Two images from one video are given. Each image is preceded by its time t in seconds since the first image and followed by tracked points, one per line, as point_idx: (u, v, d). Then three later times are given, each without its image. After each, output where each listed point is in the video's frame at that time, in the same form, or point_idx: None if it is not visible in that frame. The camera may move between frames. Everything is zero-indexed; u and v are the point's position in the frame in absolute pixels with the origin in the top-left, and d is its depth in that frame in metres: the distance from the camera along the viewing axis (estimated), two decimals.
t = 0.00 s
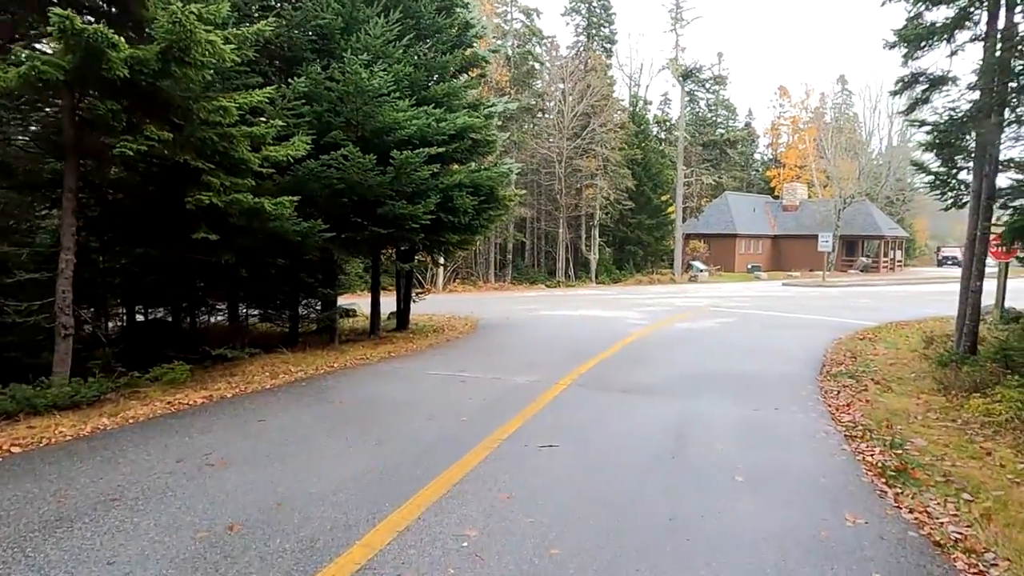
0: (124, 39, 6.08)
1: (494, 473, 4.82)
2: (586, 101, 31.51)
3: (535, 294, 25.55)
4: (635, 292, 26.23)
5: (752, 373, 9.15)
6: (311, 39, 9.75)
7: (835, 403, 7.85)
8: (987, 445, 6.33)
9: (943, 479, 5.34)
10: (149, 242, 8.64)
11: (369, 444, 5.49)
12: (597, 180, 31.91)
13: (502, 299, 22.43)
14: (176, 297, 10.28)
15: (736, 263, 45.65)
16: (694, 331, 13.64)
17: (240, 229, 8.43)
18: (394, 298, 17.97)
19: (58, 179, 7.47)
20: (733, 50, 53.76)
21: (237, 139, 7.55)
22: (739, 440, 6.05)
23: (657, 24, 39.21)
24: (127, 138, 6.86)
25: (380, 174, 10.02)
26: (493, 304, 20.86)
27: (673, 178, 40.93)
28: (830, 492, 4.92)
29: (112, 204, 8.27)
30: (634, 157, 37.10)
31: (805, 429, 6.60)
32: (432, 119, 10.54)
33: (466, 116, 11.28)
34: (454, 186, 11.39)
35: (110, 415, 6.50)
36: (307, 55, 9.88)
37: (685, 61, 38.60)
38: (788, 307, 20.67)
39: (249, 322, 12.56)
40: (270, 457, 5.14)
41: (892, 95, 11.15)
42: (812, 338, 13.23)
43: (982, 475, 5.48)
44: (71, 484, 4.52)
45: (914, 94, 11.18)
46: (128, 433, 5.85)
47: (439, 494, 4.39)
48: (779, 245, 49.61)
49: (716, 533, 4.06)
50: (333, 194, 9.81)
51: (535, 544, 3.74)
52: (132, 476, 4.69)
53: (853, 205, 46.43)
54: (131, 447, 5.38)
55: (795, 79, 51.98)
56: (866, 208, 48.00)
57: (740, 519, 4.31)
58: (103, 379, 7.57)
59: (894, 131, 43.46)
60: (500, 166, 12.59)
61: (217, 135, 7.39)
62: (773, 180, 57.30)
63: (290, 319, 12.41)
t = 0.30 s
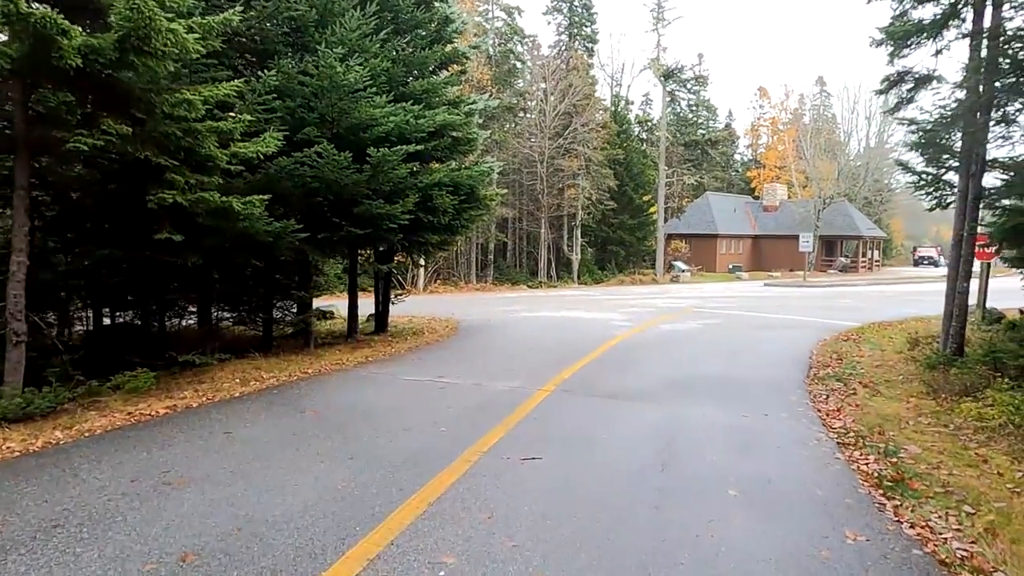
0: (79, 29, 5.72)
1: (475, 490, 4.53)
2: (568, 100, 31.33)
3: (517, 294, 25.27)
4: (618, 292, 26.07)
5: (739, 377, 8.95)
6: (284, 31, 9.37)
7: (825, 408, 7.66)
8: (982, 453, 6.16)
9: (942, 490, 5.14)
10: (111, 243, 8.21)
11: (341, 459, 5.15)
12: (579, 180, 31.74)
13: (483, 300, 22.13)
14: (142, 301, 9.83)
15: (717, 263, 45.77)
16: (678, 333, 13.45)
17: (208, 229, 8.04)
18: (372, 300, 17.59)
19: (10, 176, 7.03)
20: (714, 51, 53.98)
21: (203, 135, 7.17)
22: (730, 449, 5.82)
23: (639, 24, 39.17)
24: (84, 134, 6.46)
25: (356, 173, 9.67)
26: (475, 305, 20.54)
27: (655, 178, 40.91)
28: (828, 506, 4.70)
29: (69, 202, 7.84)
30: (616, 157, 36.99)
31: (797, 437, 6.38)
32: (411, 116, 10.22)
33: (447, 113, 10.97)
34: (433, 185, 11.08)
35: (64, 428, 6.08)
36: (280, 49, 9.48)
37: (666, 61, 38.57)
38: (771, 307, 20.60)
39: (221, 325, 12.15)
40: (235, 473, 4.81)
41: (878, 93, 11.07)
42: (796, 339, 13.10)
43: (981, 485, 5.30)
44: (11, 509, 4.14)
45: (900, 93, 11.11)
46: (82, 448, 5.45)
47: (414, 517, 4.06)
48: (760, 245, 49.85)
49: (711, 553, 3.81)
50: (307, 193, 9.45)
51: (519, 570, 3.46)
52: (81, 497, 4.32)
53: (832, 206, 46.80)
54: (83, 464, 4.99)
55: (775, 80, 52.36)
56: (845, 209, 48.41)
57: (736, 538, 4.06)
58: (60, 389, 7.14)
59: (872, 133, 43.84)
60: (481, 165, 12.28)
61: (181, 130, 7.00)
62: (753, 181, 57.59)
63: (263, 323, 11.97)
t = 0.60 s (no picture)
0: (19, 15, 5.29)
1: (450, 513, 4.17)
2: (544, 102, 31.11)
3: (494, 298, 24.92)
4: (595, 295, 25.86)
5: (723, 383, 8.71)
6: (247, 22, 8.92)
7: (811, 414, 7.43)
8: (975, 461, 5.95)
9: (941, 503, 4.90)
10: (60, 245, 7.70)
11: (304, 479, 4.75)
12: (556, 182, 31.54)
13: (459, 303, 21.75)
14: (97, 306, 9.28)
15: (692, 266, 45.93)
16: (658, 337, 13.22)
17: (164, 230, 7.55)
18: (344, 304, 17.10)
19: None
20: (689, 55, 54.29)
21: (157, 128, 6.70)
22: (718, 461, 5.55)
23: (615, 26, 39.16)
24: (23, 127, 5.95)
25: (325, 171, 9.25)
26: (450, 308, 20.15)
27: (631, 180, 40.89)
28: (826, 523, 4.41)
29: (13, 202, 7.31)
30: (593, 159, 36.86)
31: (786, 447, 6.11)
32: (383, 113, 9.82)
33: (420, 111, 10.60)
34: (407, 185, 10.68)
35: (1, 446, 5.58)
36: (243, 41, 9.04)
37: (642, 64, 38.57)
38: (748, 309, 20.52)
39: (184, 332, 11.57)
40: (186, 496, 4.38)
41: (859, 93, 10.97)
42: (777, 342, 12.96)
43: (979, 497, 5.07)
44: None
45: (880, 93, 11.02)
46: (16, 469, 4.97)
47: (382, 546, 3.69)
48: (734, 248, 50.16)
49: None
50: (273, 193, 9.00)
51: None
52: (6, 528, 3.85)
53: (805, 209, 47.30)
54: (14, 489, 4.52)
55: (748, 84, 52.82)
56: (817, 212, 48.94)
57: (732, 561, 3.76)
58: None
59: (843, 137, 44.39)
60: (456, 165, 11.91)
61: (132, 123, 6.52)
62: (728, 184, 58.00)
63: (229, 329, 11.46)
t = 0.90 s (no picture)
0: None
1: (411, 543, 3.83)
2: (517, 105, 30.90)
3: (467, 302, 24.55)
4: (569, 299, 25.65)
5: (701, 390, 8.48)
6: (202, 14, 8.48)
7: (791, 423, 7.22)
8: (959, 472, 5.77)
9: (929, 519, 4.68)
10: None
11: (252, 505, 4.35)
12: (529, 185, 31.28)
13: (430, 308, 21.32)
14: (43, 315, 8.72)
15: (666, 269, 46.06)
16: (633, 342, 13.01)
17: (111, 234, 7.06)
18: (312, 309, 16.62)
19: None
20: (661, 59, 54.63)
21: (100, 125, 6.23)
22: (697, 477, 5.28)
23: (588, 29, 39.16)
24: None
25: (287, 172, 8.82)
26: (422, 313, 19.75)
27: (605, 184, 40.81)
28: (813, 546, 4.14)
29: None
30: (566, 162, 36.73)
31: (767, 459, 5.87)
32: (348, 111, 9.43)
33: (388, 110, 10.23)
34: (374, 186, 10.29)
35: None
36: (200, 34, 8.58)
37: (615, 67, 38.57)
38: (722, 313, 20.47)
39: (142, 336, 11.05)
40: (118, 526, 3.97)
41: (833, 96, 10.87)
42: (752, 347, 12.82)
43: (967, 511, 4.87)
44: None
45: (855, 96, 10.93)
46: None
47: None
48: (707, 251, 50.45)
49: None
50: (231, 194, 8.55)
51: None
52: None
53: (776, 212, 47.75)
54: None
55: (719, 89, 53.38)
56: (787, 215, 49.47)
57: None
58: None
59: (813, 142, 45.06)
60: (425, 166, 11.56)
61: (72, 119, 6.05)
62: (700, 188, 58.43)
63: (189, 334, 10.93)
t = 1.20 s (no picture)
0: None
1: None
2: (491, 107, 30.65)
3: (441, 307, 24.18)
4: (545, 303, 25.39)
5: (679, 399, 8.25)
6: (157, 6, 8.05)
7: (772, 433, 7.01)
8: (945, 485, 5.58)
9: (921, 538, 4.46)
10: None
11: (197, 536, 3.96)
12: (504, 188, 31.01)
13: (403, 314, 20.94)
14: None
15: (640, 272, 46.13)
16: (609, 348, 12.78)
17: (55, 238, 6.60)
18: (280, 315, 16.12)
19: None
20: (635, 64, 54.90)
21: (39, 121, 5.79)
22: (677, 495, 5.02)
23: (562, 33, 39.11)
24: None
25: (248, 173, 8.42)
26: (395, 318, 19.35)
27: (580, 188, 40.74)
28: (804, 571, 3.89)
29: None
30: (541, 166, 36.55)
31: (750, 474, 5.63)
32: (314, 111, 9.04)
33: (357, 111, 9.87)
34: (341, 189, 9.91)
35: None
36: (154, 28, 8.15)
37: (589, 71, 38.55)
38: (697, 317, 20.40)
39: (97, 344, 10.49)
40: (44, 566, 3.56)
41: (811, 98, 10.76)
42: (728, 352, 12.68)
43: (959, 528, 4.66)
44: None
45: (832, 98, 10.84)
46: None
47: None
48: (681, 255, 50.66)
49: None
50: (188, 195, 8.12)
51: None
52: None
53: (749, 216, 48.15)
54: None
55: (692, 94, 53.79)
56: (760, 219, 49.92)
57: None
58: None
59: (784, 147, 45.68)
60: (396, 168, 11.20)
61: (9, 114, 5.61)
62: (674, 192, 58.78)
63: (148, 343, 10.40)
